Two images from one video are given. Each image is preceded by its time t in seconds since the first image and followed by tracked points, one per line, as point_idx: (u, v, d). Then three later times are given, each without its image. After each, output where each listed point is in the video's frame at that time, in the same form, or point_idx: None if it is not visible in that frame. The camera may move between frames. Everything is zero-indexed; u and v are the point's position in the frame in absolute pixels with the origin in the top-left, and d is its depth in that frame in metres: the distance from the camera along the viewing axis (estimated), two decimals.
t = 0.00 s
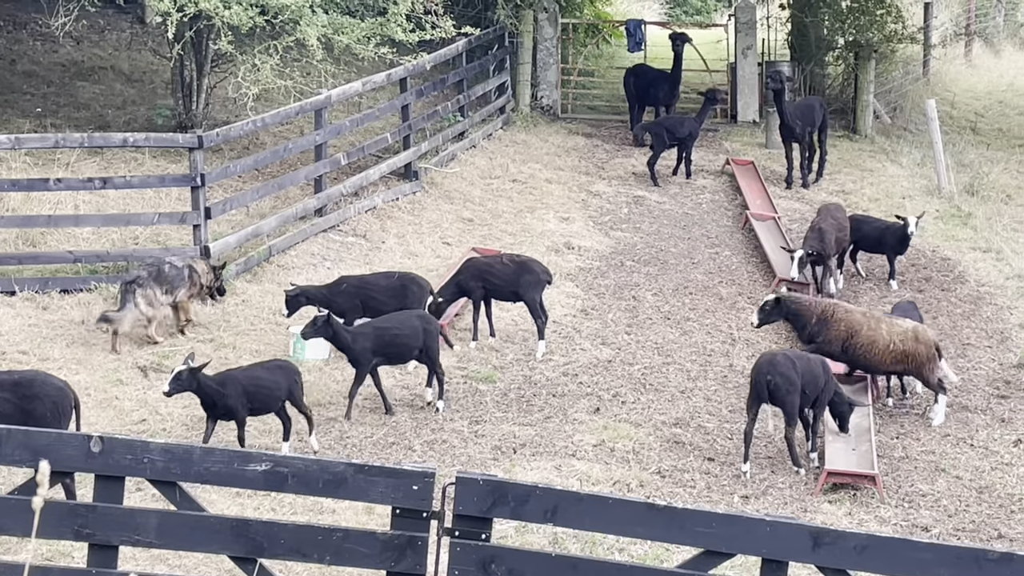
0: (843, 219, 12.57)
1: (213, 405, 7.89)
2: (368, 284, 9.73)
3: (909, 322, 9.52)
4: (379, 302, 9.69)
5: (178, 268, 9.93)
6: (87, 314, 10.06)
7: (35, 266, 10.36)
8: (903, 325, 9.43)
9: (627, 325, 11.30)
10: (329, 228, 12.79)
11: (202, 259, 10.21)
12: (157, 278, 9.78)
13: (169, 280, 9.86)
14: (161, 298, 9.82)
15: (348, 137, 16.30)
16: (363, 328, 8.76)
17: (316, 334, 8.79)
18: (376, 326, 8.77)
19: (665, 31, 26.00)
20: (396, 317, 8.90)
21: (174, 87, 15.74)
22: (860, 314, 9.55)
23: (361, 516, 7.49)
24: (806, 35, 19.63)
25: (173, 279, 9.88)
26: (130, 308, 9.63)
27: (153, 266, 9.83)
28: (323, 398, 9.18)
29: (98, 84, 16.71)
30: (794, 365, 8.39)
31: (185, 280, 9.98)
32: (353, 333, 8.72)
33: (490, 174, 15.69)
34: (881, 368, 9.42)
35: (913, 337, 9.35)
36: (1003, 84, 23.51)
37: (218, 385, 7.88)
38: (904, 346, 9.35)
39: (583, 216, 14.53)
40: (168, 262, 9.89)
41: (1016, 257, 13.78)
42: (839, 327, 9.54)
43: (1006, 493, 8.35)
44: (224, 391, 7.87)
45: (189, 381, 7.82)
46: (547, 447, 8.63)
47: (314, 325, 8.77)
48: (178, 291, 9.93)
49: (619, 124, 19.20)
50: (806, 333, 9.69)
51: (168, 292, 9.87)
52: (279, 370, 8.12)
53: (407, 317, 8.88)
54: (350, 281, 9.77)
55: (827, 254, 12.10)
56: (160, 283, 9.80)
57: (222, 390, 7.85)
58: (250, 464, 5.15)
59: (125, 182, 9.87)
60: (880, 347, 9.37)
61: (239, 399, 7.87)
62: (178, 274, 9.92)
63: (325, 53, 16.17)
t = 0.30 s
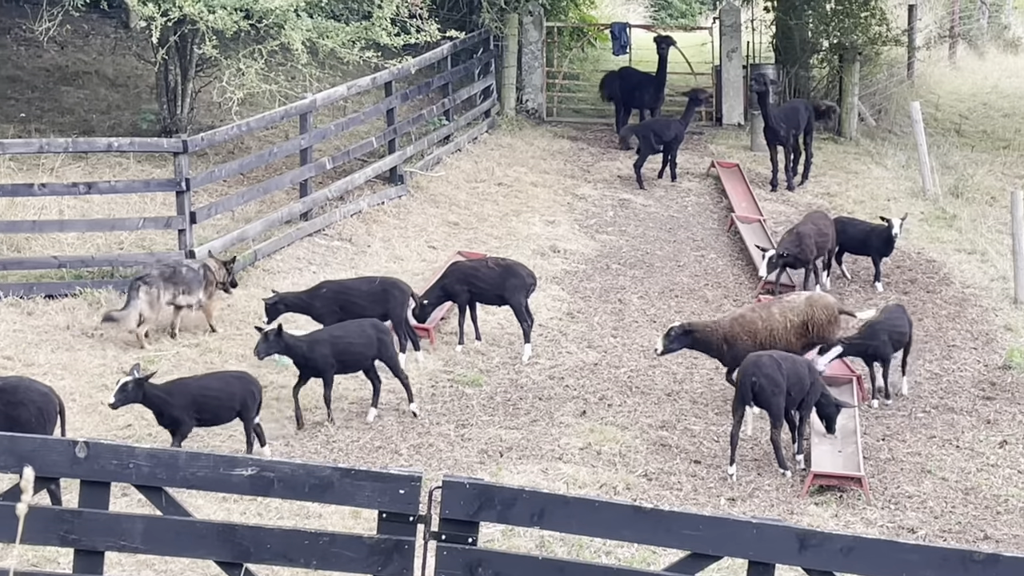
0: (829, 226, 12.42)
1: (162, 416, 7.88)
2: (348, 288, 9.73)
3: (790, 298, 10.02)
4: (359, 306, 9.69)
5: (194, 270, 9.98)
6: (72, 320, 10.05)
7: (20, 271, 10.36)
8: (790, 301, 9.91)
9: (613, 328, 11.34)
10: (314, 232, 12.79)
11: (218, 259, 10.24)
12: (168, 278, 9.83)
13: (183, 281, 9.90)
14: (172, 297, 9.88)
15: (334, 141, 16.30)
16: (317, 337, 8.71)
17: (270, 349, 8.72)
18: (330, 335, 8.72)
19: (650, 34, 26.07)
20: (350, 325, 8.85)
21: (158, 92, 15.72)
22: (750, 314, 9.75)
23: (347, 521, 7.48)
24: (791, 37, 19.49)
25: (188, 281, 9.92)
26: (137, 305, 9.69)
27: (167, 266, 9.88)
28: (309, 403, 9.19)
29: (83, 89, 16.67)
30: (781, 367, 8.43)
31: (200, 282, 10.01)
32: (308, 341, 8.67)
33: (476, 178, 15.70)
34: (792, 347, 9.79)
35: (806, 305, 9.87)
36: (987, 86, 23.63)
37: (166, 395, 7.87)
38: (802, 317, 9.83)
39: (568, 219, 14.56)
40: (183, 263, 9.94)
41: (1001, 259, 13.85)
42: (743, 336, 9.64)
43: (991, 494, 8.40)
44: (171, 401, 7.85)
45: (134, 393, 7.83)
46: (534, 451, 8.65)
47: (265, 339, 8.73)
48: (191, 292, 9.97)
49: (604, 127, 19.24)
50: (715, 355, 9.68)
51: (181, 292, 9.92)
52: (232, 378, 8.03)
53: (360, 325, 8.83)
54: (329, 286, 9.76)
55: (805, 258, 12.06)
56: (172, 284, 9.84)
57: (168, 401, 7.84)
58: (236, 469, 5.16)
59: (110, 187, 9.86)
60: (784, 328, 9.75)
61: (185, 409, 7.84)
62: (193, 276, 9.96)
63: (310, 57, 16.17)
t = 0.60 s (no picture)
0: (809, 229, 12.29)
1: (114, 426, 7.75)
2: (330, 293, 9.70)
3: (727, 312, 9.67)
4: (342, 310, 9.67)
5: (204, 266, 10.22)
6: (59, 324, 10.03)
7: (6, 276, 10.34)
8: (722, 317, 9.56)
9: (600, 331, 11.36)
10: (301, 237, 12.78)
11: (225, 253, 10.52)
12: (184, 277, 10.05)
13: (196, 278, 10.14)
14: (186, 295, 10.10)
15: (320, 145, 16.30)
16: (270, 346, 8.56)
17: (221, 361, 8.54)
18: (283, 344, 8.58)
19: (636, 37, 26.14)
20: (303, 334, 8.72)
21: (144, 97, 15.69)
22: (677, 318, 9.60)
23: (336, 525, 7.47)
24: (777, 41, 19.67)
25: (201, 278, 10.17)
26: (154, 304, 9.90)
27: (180, 264, 10.07)
28: (297, 407, 9.19)
29: (69, 93, 16.64)
30: (766, 369, 8.47)
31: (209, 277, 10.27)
32: (260, 350, 8.52)
33: (463, 181, 15.71)
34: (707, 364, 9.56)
35: (733, 327, 9.49)
36: (973, 88, 23.74)
37: (118, 404, 7.75)
38: (724, 338, 9.49)
39: (556, 222, 14.58)
40: (195, 261, 10.16)
41: (987, 261, 13.92)
42: (661, 335, 9.58)
43: (979, 496, 8.44)
44: (122, 410, 7.72)
45: (84, 403, 7.72)
46: (522, 454, 8.66)
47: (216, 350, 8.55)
48: (203, 288, 10.22)
49: (591, 130, 19.28)
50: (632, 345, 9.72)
51: (194, 289, 10.15)
52: (187, 387, 7.87)
53: (313, 334, 8.70)
54: (310, 291, 9.71)
55: (778, 262, 12.02)
56: (187, 282, 10.06)
57: (120, 410, 7.71)
58: (223, 474, 5.16)
59: (96, 191, 9.84)
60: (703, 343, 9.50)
61: (133, 418, 7.70)
62: (204, 273, 10.21)
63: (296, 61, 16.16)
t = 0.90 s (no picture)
0: (778, 236, 12.05)
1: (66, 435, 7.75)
2: (316, 297, 9.69)
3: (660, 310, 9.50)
4: (328, 315, 9.68)
5: (216, 264, 10.45)
6: (48, 329, 10.03)
7: None
8: (653, 315, 9.38)
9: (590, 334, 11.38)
10: (289, 240, 12.78)
11: (234, 250, 10.71)
12: (196, 275, 10.28)
13: (208, 275, 10.37)
14: (201, 293, 10.34)
15: (309, 149, 16.31)
16: (222, 354, 8.47)
17: (178, 363, 8.42)
18: (236, 352, 8.48)
19: (626, 41, 26.19)
20: (258, 342, 8.62)
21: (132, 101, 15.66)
22: (607, 317, 9.49)
23: (325, 529, 7.45)
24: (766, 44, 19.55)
25: (212, 275, 10.40)
26: (171, 305, 10.16)
27: (191, 263, 10.32)
28: (286, 412, 9.20)
29: (57, 98, 16.61)
30: (755, 373, 8.49)
31: (222, 274, 10.49)
32: (211, 359, 8.41)
33: (452, 185, 15.72)
34: (639, 363, 9.42)
35: (664, 325, 9.32)
36: (961, 91, 23.84)
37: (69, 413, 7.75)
38: (654, 336, 9.33)
39: (545, 226, 14.60)
40: (204, 259, 10.39)
41: (975, 264, 13.98)
42: (593, 334, 9.47)
43: (968, 499, 8.48)
44: (76, 418, 7.75)
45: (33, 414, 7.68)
46: (512, 458, 8.67)
47: (174, 352, 8.42)
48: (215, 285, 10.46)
49: (580, 134, 19.31)
50: (567, 345, 9.60)
51: (208, 287, 10.38)
52: (139, 394, 7.98)
53: (268, 342, 8.60)
54: (296, 297, 9.68)
55: (738, 270, 11.85)
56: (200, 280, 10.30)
57: (73, 417, 7.73)
58: (212, 478, 5.17)
59: (84, 196, 9.82)
60: (633, 341, 9.37)
61: (90, 426, 7.74)
62: (216, 270, 10.43)
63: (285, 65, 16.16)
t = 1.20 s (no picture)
0: (752, 239, 11.98)
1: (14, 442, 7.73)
2: (303, 302, 9.69)
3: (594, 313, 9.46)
4: (315, 319, 9.67)
5: (234, 263, 10.60)
6: (38, 333, 10.02)
7: None
8: (590, 318, 9.33)
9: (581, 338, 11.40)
10: (280, 244, 12.77)
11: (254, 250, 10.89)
12: (213, 272, 10.41)
13: (225, 274, 10.52)
14: (215, 289, 10.47)
15: (300, 153, 16.33)
16: (181, 364, 8.35)
17: (133, 378, 8.41)
18: (195, 361, 8.36)
19: (617, 45, 26.25)
20: (215, 352, 8.49)
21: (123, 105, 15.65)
22: (543, 325, 9.35)
23: (316, 533, 7.45)
24: (756, 48, 19.70)
25: (229, 274, 10.55)
26: (185, 298, 10.26)
27: (210, 260, 10.45)
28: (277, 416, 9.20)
29: (48, 102, 16.60)
30: (744, 378, 8.50)
31: (236, 273, 10.64)
32: (171, 369, 8.29)
33: (443, 189, 15.74)
34: (580, 368, 9.34)
35: (604, 327, 9.29)
36: (951, 95, 23.93)
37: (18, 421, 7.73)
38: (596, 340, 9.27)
39: (535, 230, 14.62)
40: (225, 258, 10.54)
41: (965, 268, 14.03)
42: (531, 343, 9.31)
43: (958, 502, 8.51)
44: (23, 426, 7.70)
45: None
46: (503, 462, 8.68)
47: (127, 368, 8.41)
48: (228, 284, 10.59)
49: (570, 138, 19.35)
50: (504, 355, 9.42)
51: (223, 284, 10.52)
52: (89, 403, 7.93)
53: (226, 352, 8.48)
54: (284, 302, 9.69)
55: (713, 271, 11.85)
56: (216, 277, 10.43)
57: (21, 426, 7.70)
58: (203, 482, 5.17)
59: (75, 200, 9.82)
60: (575, 347, 9.27)
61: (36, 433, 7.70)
62: (232, 269, 10.58)
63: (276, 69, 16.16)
